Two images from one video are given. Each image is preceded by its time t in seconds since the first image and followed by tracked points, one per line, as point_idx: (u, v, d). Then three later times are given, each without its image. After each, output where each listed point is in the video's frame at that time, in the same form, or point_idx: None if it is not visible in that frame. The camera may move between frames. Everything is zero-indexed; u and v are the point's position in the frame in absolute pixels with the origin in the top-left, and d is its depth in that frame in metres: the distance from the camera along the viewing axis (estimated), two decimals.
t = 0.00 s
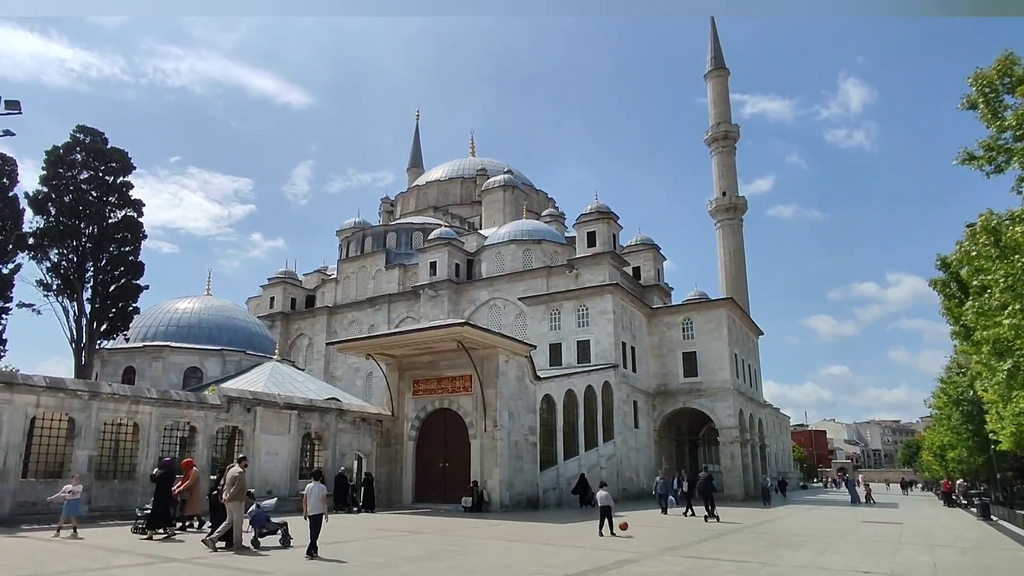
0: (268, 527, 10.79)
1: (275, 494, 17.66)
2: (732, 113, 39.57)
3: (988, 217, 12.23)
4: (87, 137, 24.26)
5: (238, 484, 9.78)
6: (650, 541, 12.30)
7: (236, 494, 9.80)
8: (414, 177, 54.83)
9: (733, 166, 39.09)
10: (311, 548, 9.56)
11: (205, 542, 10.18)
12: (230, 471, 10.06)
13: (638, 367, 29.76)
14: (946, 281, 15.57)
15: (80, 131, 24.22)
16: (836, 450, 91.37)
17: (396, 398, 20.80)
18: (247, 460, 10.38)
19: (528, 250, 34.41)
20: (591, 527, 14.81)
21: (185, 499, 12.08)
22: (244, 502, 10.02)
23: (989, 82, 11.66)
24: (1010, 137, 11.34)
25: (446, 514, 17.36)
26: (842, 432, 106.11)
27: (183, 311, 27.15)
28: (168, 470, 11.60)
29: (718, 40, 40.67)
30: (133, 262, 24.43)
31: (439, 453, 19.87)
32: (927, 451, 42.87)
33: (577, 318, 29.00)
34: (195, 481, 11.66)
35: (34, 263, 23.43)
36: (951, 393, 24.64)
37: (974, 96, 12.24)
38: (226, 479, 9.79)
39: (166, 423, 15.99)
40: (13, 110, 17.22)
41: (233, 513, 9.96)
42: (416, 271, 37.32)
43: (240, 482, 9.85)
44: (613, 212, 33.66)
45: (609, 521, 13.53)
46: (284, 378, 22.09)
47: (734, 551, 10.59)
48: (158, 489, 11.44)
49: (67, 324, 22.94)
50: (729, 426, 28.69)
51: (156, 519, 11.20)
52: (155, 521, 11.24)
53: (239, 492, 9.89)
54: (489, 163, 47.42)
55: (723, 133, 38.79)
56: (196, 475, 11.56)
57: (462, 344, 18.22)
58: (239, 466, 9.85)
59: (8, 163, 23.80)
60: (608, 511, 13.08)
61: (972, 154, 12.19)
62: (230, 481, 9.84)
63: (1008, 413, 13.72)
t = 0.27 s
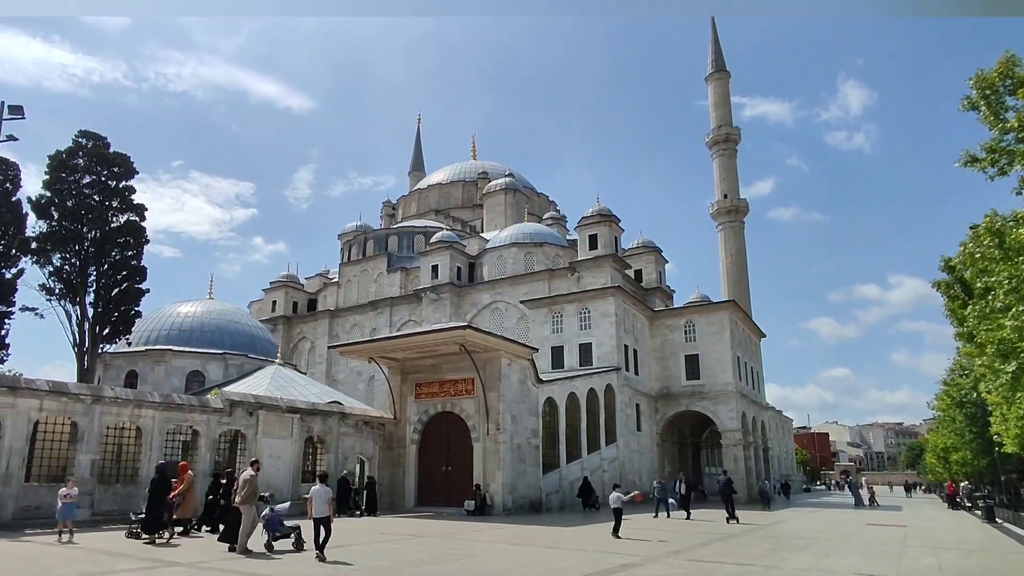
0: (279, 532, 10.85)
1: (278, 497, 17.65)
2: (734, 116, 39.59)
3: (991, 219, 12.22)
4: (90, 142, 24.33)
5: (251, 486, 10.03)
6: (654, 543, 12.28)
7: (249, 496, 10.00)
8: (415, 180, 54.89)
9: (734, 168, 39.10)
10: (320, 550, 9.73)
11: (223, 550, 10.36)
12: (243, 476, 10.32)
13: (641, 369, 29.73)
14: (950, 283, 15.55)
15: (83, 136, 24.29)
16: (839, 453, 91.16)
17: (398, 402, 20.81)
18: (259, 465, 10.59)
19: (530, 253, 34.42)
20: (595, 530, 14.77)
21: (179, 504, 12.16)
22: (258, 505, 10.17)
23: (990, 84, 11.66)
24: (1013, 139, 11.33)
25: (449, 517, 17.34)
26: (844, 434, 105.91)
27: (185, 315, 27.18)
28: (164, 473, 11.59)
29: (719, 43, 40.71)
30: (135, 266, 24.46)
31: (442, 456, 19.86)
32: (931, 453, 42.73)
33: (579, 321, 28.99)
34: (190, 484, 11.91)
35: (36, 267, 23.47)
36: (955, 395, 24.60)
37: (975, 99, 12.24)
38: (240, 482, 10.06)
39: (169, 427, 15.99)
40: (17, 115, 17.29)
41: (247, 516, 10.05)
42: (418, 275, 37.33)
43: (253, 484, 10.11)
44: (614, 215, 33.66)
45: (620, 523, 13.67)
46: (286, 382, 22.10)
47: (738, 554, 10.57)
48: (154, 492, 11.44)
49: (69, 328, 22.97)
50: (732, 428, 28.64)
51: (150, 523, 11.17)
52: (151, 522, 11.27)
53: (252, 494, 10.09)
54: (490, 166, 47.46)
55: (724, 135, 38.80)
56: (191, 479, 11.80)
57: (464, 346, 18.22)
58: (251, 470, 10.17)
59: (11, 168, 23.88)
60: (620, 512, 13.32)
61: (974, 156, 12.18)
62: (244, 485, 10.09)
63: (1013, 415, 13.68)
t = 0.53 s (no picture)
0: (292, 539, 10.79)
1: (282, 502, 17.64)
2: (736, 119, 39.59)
3: (996, 221, 12.20)
4: (94, 148, 24.42)
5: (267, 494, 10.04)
6: (660, 548, 12.25)
7: (264, 502, 10.02)
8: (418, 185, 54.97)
9: (737, 172, 39.09)
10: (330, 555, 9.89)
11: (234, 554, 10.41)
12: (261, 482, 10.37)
13: (644, 373, 29.69)
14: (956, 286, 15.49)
15: (87, 142, 24.39)
16: (843, 456, 90.87)
17: (402, 406, 20.80)
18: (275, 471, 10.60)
19: (533, 257, 34.42)
20: (600, 535, 14.73)
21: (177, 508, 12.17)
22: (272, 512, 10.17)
23: (993, 87, 11.66)
24: (1017, 142, 11.31)
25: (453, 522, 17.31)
26: (849, 438, 105.57)
27: (189, 320, 27.22)
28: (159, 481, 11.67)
29: (720, 47, 40.75)
30: (139, 271, 24.52)
31: (446, 460, 19.84)
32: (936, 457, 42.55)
33: (583, 324, 28.98)
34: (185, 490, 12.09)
35: (41, 273, 23.54)
36: (961, 398, 24.53)
37: (978, 101, 12.23)
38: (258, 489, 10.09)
39: (174, 432, 16.00)
40: (22, 122, 17.39)
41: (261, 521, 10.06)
42: (421, 279, 37.34)
43: (268, 490, 10.16)
44: (617, 219, 33.66)
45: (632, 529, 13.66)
46: (290, 387, 22.11)
47: (745, 558, 10.54)
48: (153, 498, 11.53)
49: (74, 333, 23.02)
50: (736, 432, 28.57)
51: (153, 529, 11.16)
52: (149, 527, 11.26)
53: (267, 501, 10.10)
54: (493, 171, 47.51)
55: (726, 139, 38.79)
56: (188, 485, 12.04)
57: (468, 351, 18.22)
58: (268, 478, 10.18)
59: (15, 175, 23.98)
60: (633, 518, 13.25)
61: (979, 159, 12.16)
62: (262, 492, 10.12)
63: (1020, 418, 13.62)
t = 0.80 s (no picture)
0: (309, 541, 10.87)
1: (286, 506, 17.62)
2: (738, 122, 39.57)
3: (1002, 223, 12.14)
4: (98, 153, 24.51)
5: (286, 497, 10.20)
6: (665, 551, 12.22)
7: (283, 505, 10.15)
8: (420, 188, 55.03)
9: (740, 175, 39.06)
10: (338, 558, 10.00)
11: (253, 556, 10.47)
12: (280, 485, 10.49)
13: (648, 376, 29.64)
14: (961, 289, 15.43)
15: (92, 147, 24.47)
16: (848, 459, 90.62)
17: (406, 410, 20.78)
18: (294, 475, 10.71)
19: (536, 260, 34.42)
20: (606, 538, 14.70)
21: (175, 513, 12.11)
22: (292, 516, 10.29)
23: (996, 90, 11.63)
24: (1022, 144, 11.28)
25: (457, 526, 17.29)
26: (854, 441, 105.25)
27: (192, 324, 27.26)
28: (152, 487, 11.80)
29: (723, 50, 40.75)
30: (144, 276, 24.57)
31: (450, 464, 19.81)
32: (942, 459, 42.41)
33: (586, 328, 28.95)
34: (184, 493, 12.11)
35: (46, 278, 23.60)
36: (967, 401, 24.45)
37: (981, 104, 12.20)
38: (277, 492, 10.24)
39: (178, 436, 16.01)
40: (27, 128, 17.48)
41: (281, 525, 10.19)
42: (424, 283, 37.36)
43: (286, 492, 10.30)
44: (620, 222, 33.65)
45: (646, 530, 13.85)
46: (294, 390, 22.11)
47: (752, 562, 10.50)
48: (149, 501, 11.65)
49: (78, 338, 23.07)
50: (740, 435, 28.50)
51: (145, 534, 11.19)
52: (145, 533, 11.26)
53: (285, 504, 10.23)
54: (495, 174, 47.55)
55: (729, 142, 38.78)
56: (187, 487, 12.02)
57: (472, 354, 18.20)
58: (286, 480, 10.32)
59: (20, 180, 24.07)
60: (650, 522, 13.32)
61: (983, 161, 12.13)
62: (281, 495, 10.26)
63: None
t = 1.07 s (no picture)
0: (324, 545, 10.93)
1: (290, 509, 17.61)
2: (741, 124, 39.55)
3: (1008, 225, 12.10)
4: (103, 157, 24.59)
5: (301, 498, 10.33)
6: (671, 554, 12.17)
7: (298, 507, 10.25)
8: (423, 191, 55.10)
9: (743, 177, 39.03)
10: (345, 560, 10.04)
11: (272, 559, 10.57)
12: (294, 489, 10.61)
13: (652, 378, 29.59)
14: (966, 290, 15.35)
15: (97, 151, 24.56)
16: (853, 462, 90.32)
17: (410, 413, 20.77)
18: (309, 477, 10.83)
19: (539, 263, 34.42)
20: (610, 541, 14.68)
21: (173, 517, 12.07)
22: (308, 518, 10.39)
23: (999, 92, 11.61)
24: None
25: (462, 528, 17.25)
26: (858, 443, 104.93)
27: (197, 328, 27.32)
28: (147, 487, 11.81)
29: (725, 52, 40.76)
30: (148, 279, 24.62)
31: (454, 467, 19.79)
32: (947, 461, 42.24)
33: (590, 330, 28.93)
34: (182, 496, 12.10)
35: (51, 282, 23.66)
36: (973, 403, 24.38)
37: (985, 107, 12.18)
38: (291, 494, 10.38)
39: (183, 439, 16.02)
40: (32, 133, 17.56)
41: (298, 527, 10.28)
42: (427, 285, 37.38)
43: (302, 495, 10.37)
44: (623, 224, 33.65)
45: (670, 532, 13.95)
46: (297, 393, 22.11)
47: (758, 564, 10.45)
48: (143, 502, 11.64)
49: (83, 341, 23.11)
50: (745, 438, 28.42)
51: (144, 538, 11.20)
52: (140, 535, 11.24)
53: (301, 506, 10.33)
54: (498, 177, 47.57)
55: (732, 144, 38.75)
56: (186, 491, 12.01)
57: (476, 357, 18.19)
58: (301, 483, 10.44)
59: (26, 185, 24.17)
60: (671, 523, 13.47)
61: (988, 163, 12.10)
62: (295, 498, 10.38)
63: None
